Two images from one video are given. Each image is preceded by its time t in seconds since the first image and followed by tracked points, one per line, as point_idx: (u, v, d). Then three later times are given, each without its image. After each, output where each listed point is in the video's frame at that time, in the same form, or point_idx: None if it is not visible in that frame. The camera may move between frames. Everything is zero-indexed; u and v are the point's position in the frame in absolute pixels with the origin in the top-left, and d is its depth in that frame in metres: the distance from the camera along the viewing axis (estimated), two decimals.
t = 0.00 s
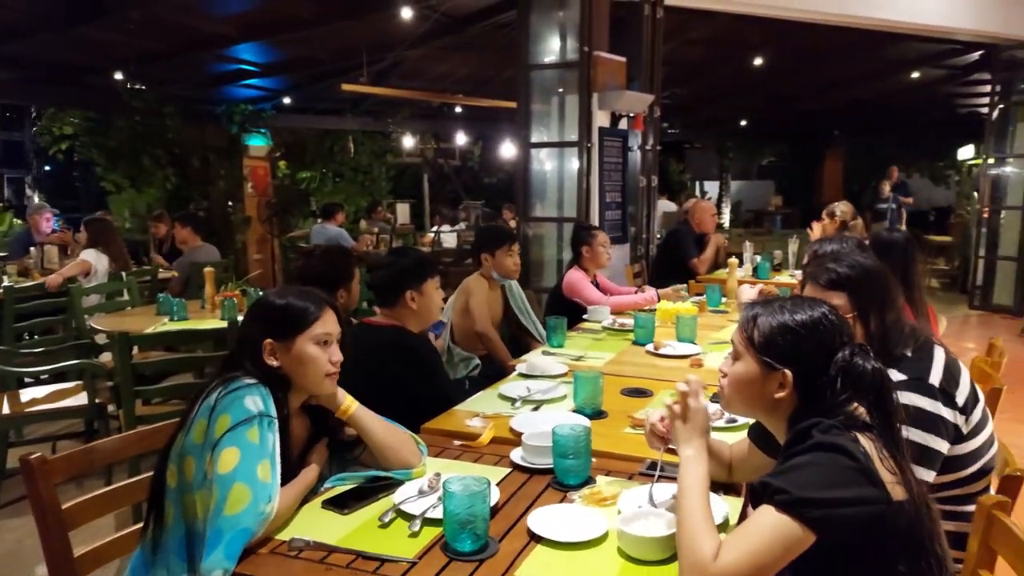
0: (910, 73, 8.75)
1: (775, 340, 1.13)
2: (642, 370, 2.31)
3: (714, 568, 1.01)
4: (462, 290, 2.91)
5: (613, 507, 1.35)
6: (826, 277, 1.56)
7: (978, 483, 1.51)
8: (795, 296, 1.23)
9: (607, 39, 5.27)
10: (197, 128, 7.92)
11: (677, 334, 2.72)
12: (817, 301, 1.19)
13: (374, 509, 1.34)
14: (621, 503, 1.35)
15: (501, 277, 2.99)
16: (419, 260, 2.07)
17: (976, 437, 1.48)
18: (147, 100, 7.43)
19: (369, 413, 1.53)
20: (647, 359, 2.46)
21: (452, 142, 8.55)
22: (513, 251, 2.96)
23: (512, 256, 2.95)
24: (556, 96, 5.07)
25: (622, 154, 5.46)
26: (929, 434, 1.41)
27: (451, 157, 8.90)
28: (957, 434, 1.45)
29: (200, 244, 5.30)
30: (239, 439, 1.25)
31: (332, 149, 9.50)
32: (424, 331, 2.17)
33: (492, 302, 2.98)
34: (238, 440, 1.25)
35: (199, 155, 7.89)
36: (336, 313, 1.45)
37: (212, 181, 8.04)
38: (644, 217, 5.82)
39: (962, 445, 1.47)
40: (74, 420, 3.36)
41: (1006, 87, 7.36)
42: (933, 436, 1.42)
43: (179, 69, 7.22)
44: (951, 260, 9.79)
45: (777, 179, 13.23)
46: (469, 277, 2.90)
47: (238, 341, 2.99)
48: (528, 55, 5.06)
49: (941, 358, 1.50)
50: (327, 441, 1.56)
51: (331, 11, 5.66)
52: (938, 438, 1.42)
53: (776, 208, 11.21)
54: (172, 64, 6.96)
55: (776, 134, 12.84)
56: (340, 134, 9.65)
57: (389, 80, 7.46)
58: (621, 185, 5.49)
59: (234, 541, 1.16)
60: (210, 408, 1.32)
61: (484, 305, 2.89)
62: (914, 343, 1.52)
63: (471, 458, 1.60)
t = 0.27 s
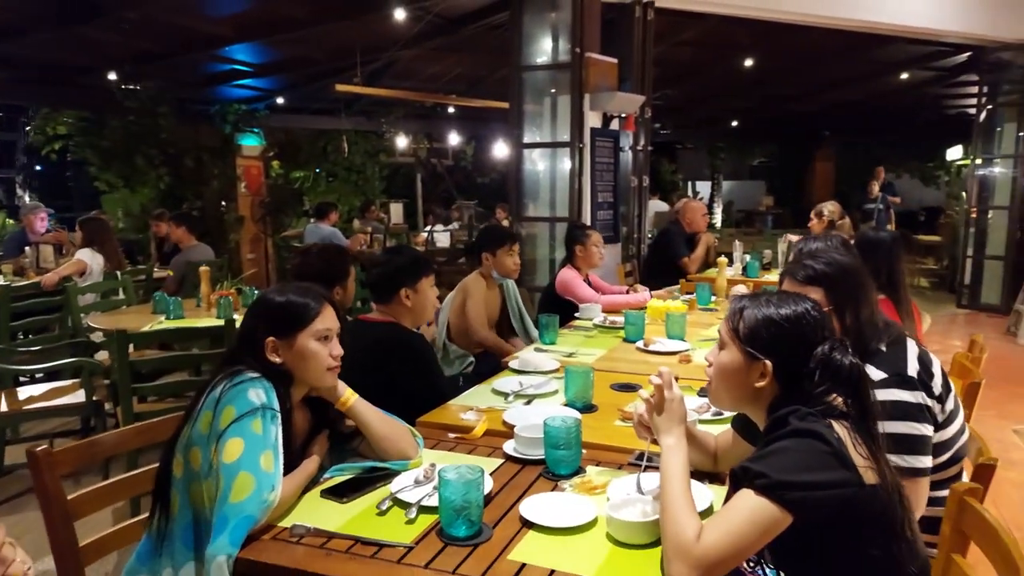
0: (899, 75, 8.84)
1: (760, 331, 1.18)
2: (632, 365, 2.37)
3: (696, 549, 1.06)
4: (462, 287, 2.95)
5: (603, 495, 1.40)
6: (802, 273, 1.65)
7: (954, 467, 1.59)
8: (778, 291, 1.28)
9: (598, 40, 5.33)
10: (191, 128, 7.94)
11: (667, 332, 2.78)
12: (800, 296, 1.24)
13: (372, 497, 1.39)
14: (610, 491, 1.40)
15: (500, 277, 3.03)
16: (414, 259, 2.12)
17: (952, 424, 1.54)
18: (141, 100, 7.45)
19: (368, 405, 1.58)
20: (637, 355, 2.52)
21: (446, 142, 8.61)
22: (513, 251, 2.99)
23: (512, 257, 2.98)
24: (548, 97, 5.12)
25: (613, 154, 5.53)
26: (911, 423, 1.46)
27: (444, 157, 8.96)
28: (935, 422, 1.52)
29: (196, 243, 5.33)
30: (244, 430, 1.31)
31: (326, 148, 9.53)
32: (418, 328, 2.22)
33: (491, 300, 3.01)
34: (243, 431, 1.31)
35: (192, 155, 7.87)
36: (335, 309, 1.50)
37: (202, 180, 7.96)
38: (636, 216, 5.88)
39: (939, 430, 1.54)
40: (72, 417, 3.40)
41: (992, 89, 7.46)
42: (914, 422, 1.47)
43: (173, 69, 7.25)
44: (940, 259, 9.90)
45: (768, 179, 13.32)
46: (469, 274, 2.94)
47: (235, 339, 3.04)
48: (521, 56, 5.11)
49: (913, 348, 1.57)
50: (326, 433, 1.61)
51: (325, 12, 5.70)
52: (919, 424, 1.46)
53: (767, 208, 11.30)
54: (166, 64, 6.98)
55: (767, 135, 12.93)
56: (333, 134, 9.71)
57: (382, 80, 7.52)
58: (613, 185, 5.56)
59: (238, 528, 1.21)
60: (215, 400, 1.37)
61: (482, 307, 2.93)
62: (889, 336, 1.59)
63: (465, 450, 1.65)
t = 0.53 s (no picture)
0: (891, 77, 8.93)
1: (743, 330, 1.24)
2: (625, 364, 2.43)
3: (683, 537, 1.12)
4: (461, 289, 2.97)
5: (595, 487, 1.45)
6: (792, 270, 1.70)
7: (932, 462, 1.62)
8: (764, 291, 1.34)
9: (593, 43, 5.39)
10: (188, 129, 7.98)
11: (659, 331, 2.84)
12: (784, 296, 1.30)
13: (373, 490, 1.45)
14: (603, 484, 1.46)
15: (499, 279, 3.05)
16: (413, 260, 2.17)
17: (928, 417, 1.58)
18: (138, 101, 7.48)
19: (368, 403, 1.63)
20: (631, 354, 2.58)
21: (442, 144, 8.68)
22: (512, 255, 3.01)
23: (512, 261, 3.00)
24: (544, 99, 5.18)
25: (608, 156, 5.59)
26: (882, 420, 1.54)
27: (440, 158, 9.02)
28: (911, 416, 1.56)
29: (194, 244, 5.37)
30: (250, 425, 1.36)
31: (322, 149, 9.58)
32: (416, 327, 2.27)
33: (489, 301, 3.04)
34: (248, 426, 1.36)
35: (189, 156, 7.93)
36: (337, 309, 1.55)
37: (201, 181, 8.09)
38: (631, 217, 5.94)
39: (918, 425, 1.57)
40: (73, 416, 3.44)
41: (983, 91, 7.58)
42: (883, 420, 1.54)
43: (170, 70, 7.28)
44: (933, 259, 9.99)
45: (762, 180, 13.40)
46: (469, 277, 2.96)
47: (236, 338, 3.09)
48: (516, 59, 5.16)
49: (894, 347, 1.63)
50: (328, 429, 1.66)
51: (322, 15, 5.75)
52: (888, 420, 1.54)
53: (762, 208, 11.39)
54: (163, 65, 7.02)
55: (762, 136, 13.02)
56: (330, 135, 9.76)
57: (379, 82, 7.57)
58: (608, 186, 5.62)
59: (246, 518, 1.26)
60: (220, 397, 1.42)
61: (482, 312, 2.97)
62: (869, 333, 1.65)
63: (463, 445, 1.70)
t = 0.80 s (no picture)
0: (885, 77, 9.00)
1: (731, 325, 1.30)
2: (620, 361, 2.48)
3: (676, 525, 1.16)
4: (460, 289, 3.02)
5: (591, 478, 1.50)
6: (782, 267, 1.75)
7: (914, 451, 1.70)
8: (753, 289, 1.39)
9: (589, 44, 5.44)
10: (186, 129, 8.01)
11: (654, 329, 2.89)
12: (772, 294, 1.35)
13: (376, 482, 1.50)
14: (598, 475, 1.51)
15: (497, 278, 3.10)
16: (413, 260, 2.22)
17: (910, 409, 1.66)
18: (137, 101, 7.51)
19: (370, 398, 1.68)
20: (626, 351, 2.63)
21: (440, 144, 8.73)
22: (510, 255, 3.06)
23: (509, 260, 3.05)
24: (540, 100, 5.23)
25: (604, 156, 5.64)
26: (864, 407, 1.59)
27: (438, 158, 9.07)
28: (894, 405, 1.64)
29: (193, 243, 5.41)
30: (254, 418, 1.40)
31: (320, 150, 9.62)
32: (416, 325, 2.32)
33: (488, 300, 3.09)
34: (253, 420, 1.39)
35: (187, 156, 7.95)
36: (339, 305, 1.60)
37: (199, 180, 8.12)
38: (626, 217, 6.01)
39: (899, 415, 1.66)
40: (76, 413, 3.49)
41: (976, 92, 7.66)
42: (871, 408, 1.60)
43: (169, 71, 7.32)
44: (927, 259, 10.06)
45: (757, 179, 13.47)
46: (467, 276, 3.01)
47: (238, 336, 3.14)
48: (514, 59, 5.21)
49: (880, 340, 1.68)
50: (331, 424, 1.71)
51: (320, 16, 5.79)
52: (878, 409, 1.60)
53: (757, 208, 11.46)
54: (162, 65, 7.05)
55: (758, 136, 13.09)
56: (327, 136, 9.81)
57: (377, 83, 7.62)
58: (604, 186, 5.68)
59: (252, 509, 1.30)
60: (225, 391, 1.46)
61: (480, 313, 3.01)
62: (856, 327, 1.71)
63: (462, 439, 1.76)
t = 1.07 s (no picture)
0: (883, 77, 9.05)
1: (729, 319, 1.35)
2: (621, 357, 2.53)
3: (679, 509, 1.21)
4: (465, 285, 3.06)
5: (595, 468, 1.55)
6: (780, 264, 1.82)
7: (911, 442, 1.75)
8: (755, 283, 1.43)
9: (590, 44, 5.49)
10: (187, 129, 8.04)
11: (654, 325, 2.94)
12: (769, 289, 1.39)
13: (386, 471, 1.54)
14: (603, 464, 1.55)
15: (499, 276, 3.15)
16: (419, 257, 2.26)
17: (908, 399, 1.71)
18: (139, 101, 7.54)
19: (380, 388, 1.73)
20: (627, 347, 2.68)
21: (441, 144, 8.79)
22: (514, 253, 3.10)
23: (512, 259, 3.10)
24: (541, 100, 5.28)
25: (604, 155, 5.70)
26: (866, 393, 1.62)
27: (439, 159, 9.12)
28: (893, 395, 1.69)
29: (196, 243, 5.44)
30: (272, 409, 1.45)
31: (320, 149, 9.65)
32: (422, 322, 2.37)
33: (491, 297, 3.13)
34: (271, 410, 1.44)
35: (189, 156, 7.97)
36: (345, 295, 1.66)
37: (196, 181, 8.02)
38: (626, 216, 6.07)
39: (897, 405, 1.70)
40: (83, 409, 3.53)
41: (973, 91, 7.72)
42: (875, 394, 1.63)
43: (171, 70, 7.35)
44: (924, 258, 10.12)
45: (756, 179, 13.52)
46: (471, 274, 3.06)
47: (245, 333, 3.19)
48: (514, 59, 5.26)
49: (878, 331, 1.73)
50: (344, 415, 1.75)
51: (322, 16, 5.82)
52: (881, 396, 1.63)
53: (756, 208, 11.52)
54: (164, 65, 7.08)
55: (757, 136, 13.15)
56: (328, 135, 9.85)
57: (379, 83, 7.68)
58: (604, 186, 5.73)
59: (272, 495, 1.35)
60: (242, 383, 1.51)
61: (484, 309, 3.05)
62: (854, 319, 1.76)
63: (468, 431, 1.80)
